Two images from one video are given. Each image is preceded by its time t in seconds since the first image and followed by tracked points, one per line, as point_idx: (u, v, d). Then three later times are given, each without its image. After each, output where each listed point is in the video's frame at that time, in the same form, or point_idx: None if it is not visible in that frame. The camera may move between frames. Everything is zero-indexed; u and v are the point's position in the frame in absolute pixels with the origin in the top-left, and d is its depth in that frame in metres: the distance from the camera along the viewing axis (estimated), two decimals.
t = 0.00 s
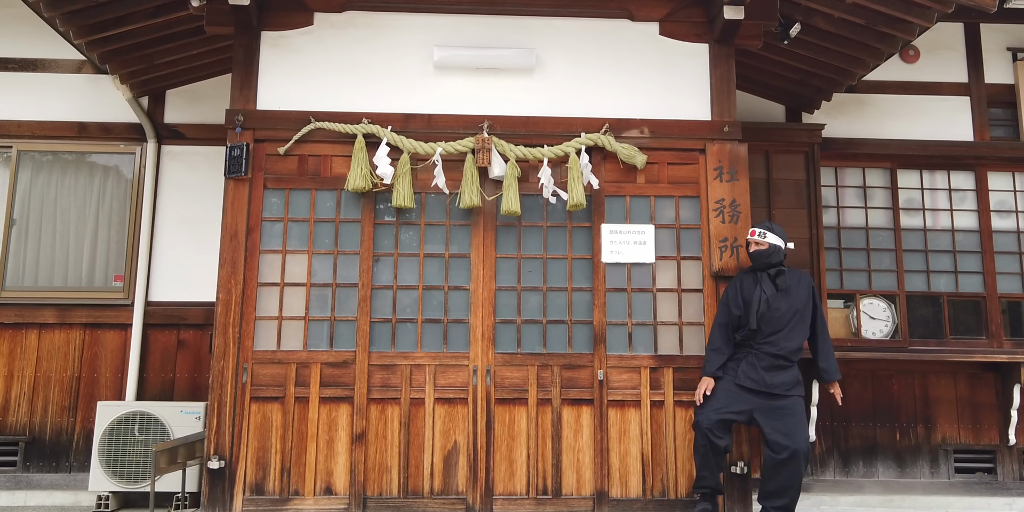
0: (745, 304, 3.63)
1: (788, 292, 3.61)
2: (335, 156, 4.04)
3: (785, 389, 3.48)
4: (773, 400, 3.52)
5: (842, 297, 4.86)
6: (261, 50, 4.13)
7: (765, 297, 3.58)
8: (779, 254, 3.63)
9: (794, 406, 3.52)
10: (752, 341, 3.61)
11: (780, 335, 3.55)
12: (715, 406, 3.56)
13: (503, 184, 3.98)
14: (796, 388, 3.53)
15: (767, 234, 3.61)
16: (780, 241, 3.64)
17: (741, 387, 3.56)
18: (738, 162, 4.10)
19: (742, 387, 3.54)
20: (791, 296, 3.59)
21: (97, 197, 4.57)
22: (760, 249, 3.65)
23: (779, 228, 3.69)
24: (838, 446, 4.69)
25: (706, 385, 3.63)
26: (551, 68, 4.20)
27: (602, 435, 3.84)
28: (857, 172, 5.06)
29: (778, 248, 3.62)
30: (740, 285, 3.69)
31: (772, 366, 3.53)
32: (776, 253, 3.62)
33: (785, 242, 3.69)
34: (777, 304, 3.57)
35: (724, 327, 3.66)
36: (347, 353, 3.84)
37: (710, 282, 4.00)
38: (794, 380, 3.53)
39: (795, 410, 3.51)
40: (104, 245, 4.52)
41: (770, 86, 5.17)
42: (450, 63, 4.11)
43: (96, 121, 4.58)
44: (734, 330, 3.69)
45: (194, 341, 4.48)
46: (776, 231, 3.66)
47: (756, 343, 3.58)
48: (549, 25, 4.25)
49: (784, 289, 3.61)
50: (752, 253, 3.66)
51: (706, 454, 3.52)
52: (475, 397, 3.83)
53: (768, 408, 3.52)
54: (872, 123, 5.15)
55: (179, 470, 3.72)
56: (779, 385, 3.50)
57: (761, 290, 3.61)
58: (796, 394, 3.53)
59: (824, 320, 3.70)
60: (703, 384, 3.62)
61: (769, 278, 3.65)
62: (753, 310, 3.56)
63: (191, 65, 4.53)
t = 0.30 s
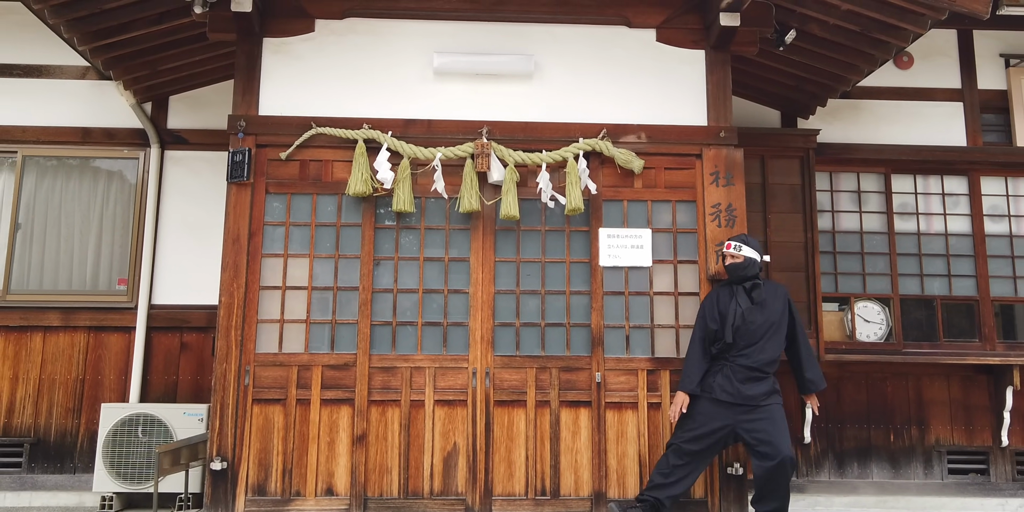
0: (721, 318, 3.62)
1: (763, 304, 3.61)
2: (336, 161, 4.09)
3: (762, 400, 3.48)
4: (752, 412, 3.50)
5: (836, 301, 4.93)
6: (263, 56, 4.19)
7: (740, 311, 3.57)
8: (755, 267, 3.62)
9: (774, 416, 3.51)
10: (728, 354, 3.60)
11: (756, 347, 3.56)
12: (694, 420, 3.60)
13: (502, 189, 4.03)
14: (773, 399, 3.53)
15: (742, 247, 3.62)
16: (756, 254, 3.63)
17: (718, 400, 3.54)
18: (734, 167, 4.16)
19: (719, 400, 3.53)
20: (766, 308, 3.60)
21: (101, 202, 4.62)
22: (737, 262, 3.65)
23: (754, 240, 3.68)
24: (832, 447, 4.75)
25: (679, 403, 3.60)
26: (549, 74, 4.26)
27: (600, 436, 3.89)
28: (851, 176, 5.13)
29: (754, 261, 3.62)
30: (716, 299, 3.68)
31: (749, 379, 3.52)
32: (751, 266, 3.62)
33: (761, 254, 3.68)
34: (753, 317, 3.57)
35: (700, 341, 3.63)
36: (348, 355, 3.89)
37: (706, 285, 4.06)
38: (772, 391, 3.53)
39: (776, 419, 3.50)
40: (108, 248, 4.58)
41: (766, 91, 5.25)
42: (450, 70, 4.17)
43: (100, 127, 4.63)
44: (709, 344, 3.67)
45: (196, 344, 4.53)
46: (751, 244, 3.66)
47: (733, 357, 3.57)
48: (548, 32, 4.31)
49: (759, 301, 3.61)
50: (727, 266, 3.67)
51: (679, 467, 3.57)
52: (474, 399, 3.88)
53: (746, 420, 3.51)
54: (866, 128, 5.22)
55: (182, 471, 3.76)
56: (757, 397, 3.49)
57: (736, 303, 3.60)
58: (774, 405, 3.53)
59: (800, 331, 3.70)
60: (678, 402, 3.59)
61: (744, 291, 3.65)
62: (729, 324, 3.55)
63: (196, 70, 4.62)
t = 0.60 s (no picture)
0: (661, 315, 3.66)
1: (701, 301, 3.66)
2: (337, 166, 4.14)
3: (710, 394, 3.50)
4: (702, 407, 3.53)
5: (831, 304, 4.99)
6: (264, 62, 4.25)
7: (679, 307, 3.62)
8: (693, 264, 3.68)
9: (727, 408, 3.53)
10: (672, 352, 3.64)
11: (698, 342, 3.59)
12: (646, 419, 3.62)
13: (501, 193, 4.09)
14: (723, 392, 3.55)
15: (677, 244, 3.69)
16: (693, 251, 3.70)
17: (667, 397, 3.57)
18: (730, 172, 4.22)
19: (668, 399, 3.56)
20: (704, 303, 3.65)
21: (105, 207, 4.68)
22: (674, 259, 3.69)
23: (690, 239, 3.76)
24: (827, 448, 4.84)
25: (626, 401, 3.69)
26: (547, 80, 4.32)
27: (598, 437, 3.94)
28: (846, 181, 5.19)
29: (691, 259, 3.69)
30: (655, 298, 3.74)
31: (694, 374, 3.55)
32: (688, 263, 3.68)
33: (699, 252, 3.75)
34: (690, 313, 3.62)
35: (644, 341, 3.69)
36: (348, 358, 3.93)
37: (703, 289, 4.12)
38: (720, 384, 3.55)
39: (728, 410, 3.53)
40: (111, 252, 4.63)
41: (762, 97, 5.31)
42: (449, 75, 4.23)
43: (105, 132, 4.69)
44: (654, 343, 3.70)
45: (199, 346, 4.58)
46: (689, 242, 3.73)
47: (676, 354, 3.61)
48: (546, 38, 4.37)
49: (698, 297, 3.66)
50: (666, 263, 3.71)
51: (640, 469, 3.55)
52: (473, 401, 3.93)
53: (698, 415, 3.52)
54: (860, 133, 5.28)
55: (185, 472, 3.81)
56: (704, 391, 3.51)
57: (674, 300, 3.65)
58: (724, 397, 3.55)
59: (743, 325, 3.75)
60: (624, 400, 3.67)
61: (683, 288, 3.70)
62: (667, 321, 3.60)
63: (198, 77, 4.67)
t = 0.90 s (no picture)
0: (597, 312, 3.76)
1: (636, 297, 3.73)
2: (338, 171, 4.19)
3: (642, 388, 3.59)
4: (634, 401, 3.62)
5: (826, 307, 5.05)
6: (266, 68, 4.30)
7: (614, 304, 3.71)
8: (629, 261, 3.72)
9: (654, 403, 3.54)
10: (608, 347, 3.75)
11: (631, 338, 3.68)
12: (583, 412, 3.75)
13: (499, 197, 4.15)
14: (654, 387, 3.60)
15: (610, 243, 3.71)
16: (629, 248, 3.72)
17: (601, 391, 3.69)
18: (726, 177, 4.28)
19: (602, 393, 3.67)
20: (640, 300, 3.73)
21: (108, 211, 4.74)
22: (609, 257, 3.74)
23: (625, 235, 3.76)
24: (822, 449, 4.93)
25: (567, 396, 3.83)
26: (545, 85, 4.38)
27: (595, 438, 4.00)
28: (841, 186, 5.25)
29: (628, 256, 3.71)
30: (594, 294, 3.83)
31: (628, 369, 3.64)
32: (625, 261, 3.71)
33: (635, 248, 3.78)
34: (625, 309, 3.70)
35: (580, 336, 3.82)
36: (349, 360, 3.98)
37: (699, 292, 4.18)
38: (652, 379, 3.62)
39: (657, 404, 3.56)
40: (115, 256, 4.69)
41: (758, 103, 5.38)
42: (448, 81, 4.29)
43: (108, 137, 4.75)
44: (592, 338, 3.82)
45: (201, 349, 4.66)
46: (623, 239, 3.74)
47: (612, 349, 3.72)
48: (544, 44, 4.43)
49: (633, 294, 3.73)
50: (601, 262, 3.76)
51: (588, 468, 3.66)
52: (472, 403, 3.98)
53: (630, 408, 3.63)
54: (854, 138, 5.35)
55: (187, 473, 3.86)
56: (634, 386, 3.59)
57: (610, 297, 3.74)
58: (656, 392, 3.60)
59: (680, 320, 3.81)
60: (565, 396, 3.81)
61: (619, 285, 3.76)
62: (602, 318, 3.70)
63: (201, 82, 4.75)
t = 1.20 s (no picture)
0: (561, 321, 3.81)
1: (597, 307, 3.78)
2: (339, 175, 4.25)
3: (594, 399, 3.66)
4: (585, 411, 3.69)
5: (821, 309, 5.12)
6: (268, 74, 4.35)
7: (576, 314, 3.76)
8: (591, 271, 3.78)
9: (580, 415, 3.62)
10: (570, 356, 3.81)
11: (589, 347, 3.74)
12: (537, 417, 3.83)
13: (498, 202, 4.20)
14: (594, 397, 3.67)
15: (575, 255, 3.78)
16: (591, 260, 3.78)
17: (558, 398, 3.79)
18: (722, 181, 4.33)
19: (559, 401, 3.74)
20: (601, 310, 3.79)
21: (112, 215, 4.82)
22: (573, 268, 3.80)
23: (589, 247, 3.82)
24: (817, 450, 5.01)
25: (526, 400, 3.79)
26: (544, 91, 4.44)
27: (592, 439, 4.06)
28: (835, 190, 5.32)
29: (588, 267, 3.77)
30: (560, 303, 3.87)
31: (581, 377, 3.73)
32: (586, 272, 3.77)
33: (598, 260, 3.82)
34: (587, 320, 3.75)
35: (545, 346, 3.83)
36: (350, 362, 4.03)
37: (696, 295, 4.23)
38: (600, 390, 3.69)
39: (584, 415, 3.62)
40: (119, 259, 4.77)
41: (755, 108, 5.45)
42: (448, 87, 4.35)
43: (112, 142, 4.82)
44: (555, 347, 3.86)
45: (204, 352, 4.72)
46: (586, 250, 3.80)
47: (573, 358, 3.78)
48: (542, 50, 4.49)
49: (593, 304, 3.78)
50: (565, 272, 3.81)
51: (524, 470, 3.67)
52: (472, 404, 4.03)
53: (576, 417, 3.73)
54: (849, 143, 5.42)
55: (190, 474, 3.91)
56: (579, 394, 3.69)
57: (574, 307, 3.78)
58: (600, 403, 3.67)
59: (644, 329, 3.86)
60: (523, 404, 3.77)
61: (581, 295, 3.82)
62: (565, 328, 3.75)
63: (204, 87, 4.82)
